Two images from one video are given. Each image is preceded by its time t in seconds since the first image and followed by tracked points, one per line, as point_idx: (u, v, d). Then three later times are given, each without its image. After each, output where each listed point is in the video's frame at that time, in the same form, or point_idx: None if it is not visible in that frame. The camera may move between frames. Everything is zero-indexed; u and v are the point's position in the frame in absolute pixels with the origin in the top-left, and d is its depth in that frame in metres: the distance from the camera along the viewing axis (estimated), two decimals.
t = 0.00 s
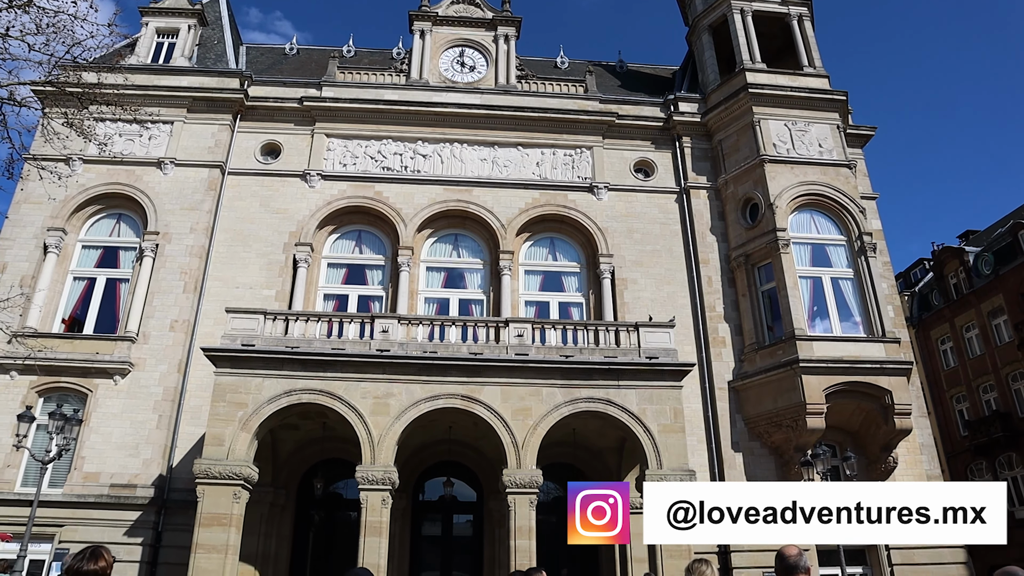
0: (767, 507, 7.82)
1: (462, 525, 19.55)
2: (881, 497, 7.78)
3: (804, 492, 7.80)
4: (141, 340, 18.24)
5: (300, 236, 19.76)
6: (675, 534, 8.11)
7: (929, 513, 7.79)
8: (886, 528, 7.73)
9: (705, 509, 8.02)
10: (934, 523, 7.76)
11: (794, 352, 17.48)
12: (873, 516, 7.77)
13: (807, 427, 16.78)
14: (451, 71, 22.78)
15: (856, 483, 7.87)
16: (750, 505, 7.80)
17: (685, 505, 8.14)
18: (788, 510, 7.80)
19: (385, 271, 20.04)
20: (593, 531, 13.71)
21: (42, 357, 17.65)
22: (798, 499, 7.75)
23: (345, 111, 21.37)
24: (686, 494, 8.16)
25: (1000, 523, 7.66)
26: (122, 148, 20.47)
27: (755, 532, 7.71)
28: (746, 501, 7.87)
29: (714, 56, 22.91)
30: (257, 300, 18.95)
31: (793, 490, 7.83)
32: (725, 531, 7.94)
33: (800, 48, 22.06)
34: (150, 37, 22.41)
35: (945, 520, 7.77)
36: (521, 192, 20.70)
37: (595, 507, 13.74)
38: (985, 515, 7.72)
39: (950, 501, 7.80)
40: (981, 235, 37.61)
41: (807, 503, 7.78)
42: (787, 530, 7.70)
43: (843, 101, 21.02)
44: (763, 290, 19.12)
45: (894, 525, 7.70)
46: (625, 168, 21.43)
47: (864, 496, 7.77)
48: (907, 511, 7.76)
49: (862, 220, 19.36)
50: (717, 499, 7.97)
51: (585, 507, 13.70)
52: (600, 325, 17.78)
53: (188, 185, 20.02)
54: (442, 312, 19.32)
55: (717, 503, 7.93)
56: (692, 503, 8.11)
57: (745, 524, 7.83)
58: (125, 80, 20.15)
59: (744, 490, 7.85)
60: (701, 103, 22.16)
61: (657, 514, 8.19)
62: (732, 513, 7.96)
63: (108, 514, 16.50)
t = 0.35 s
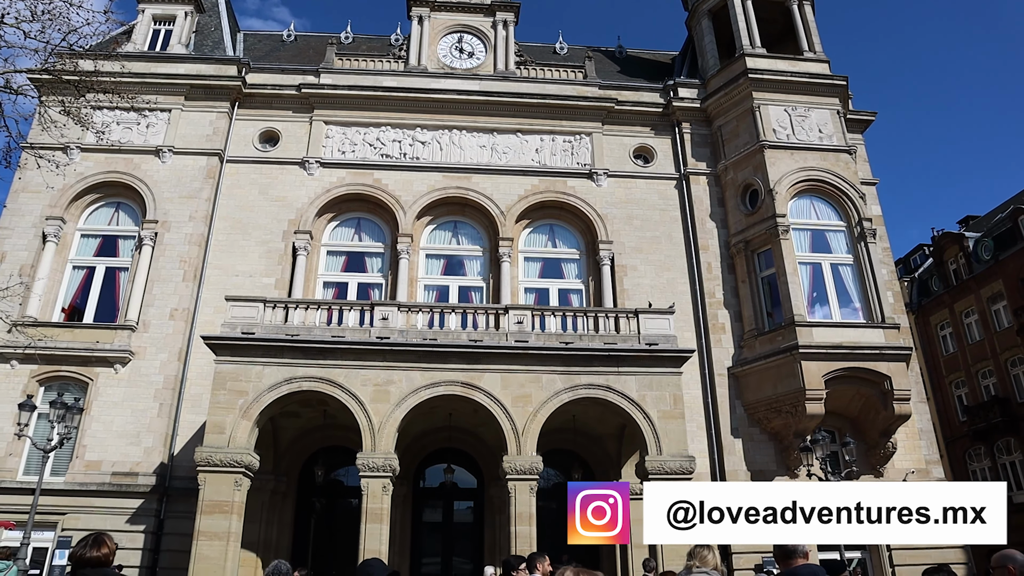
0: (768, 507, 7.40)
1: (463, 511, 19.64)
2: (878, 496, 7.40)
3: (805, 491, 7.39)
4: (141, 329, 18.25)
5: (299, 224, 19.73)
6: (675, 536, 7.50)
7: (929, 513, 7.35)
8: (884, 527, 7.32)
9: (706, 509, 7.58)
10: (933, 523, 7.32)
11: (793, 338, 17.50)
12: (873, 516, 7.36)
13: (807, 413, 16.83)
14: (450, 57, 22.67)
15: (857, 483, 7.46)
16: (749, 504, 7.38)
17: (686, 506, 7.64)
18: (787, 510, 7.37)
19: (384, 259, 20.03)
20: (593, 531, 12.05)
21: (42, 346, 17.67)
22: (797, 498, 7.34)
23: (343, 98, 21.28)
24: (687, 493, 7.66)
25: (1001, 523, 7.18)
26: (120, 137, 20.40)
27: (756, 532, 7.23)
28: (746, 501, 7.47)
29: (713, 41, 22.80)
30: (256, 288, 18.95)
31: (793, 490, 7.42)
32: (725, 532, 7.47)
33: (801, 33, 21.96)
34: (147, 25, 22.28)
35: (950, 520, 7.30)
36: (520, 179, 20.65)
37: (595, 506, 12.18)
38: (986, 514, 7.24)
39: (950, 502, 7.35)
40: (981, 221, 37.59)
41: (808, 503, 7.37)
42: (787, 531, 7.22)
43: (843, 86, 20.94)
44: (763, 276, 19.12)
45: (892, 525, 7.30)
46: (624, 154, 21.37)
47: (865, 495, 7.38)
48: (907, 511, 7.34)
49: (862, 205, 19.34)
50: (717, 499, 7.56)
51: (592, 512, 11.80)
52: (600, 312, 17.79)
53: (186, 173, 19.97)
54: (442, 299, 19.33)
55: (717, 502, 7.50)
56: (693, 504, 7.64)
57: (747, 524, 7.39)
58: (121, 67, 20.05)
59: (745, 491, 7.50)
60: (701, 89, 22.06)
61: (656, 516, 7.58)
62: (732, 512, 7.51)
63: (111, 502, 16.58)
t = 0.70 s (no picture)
0: (768, 506, 5.92)
1: (463, 501, 19.72)
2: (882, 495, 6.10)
3: (806, 489, 5.91)
4: (142, 318, 18.26)
5: (299, 214, 19.72)
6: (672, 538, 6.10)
7: (928, 513, 6.11)
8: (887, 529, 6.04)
9: (707, 508, 6.19)
10: (933, 524, 6.09)
11: (793, 329, 17.51)
12: (873, 516, 6.02)
13: (806, 403, 16.85)
14: (450, 46, 22.58)
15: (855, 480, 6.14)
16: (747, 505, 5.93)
17: (687, 504, 6.27)
18: (786, 510, 5.84)
19: (384, 249, 20.03)
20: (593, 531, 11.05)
21: (42, 336, 17.68)
22: (798, 497, 5.84)
23: (343, 88, 21.21)
24: (686, 491, 6.30)
25: (1002, 523, 5.99)
26: (120, 126, 20.35)
27: (754, 534, 5.74)
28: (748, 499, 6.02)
29: (715, 31, 22.72)
30: (257, 278, 18.96)
31: (792, 487, 5.94)
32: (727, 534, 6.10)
33: (802, 23, 21.89)
34: (146, 13, 22.18)
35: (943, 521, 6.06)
36: (521, 169, 20.62)
37: (595, 505, 11.19)
38: (987, 514, 6.04)
39: (953, 501, 6.13)
40: (982, 212, 37.56)
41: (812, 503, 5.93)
42: (791, 532, 5.63)
43: (845, 76, 20.87)
44: (763, 267, 19.12)
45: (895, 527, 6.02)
46: (625, 144, 21.32)
47: (866, 494, 6.06)
48: (907, 511, 6.09)
49: (863, 197, 19.32)
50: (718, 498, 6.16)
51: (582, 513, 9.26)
52: (600, 303, 17.79)
53: (186, 162, 19.94)
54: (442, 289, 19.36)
55: (718, 501, 6.11)
56: (695, 503, 6.26)
57: (746, 525, 5.91)
58: (120, 56, 19.97)
59: (744, 489, 6.05)
60: (702, 79, 22.00)
61: (652, 514, 6.20)
62: (732, 512, 6.10)
63: (112, 490, 16.63)
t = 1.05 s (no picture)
0: (766, 505, 5.24)
1: (462, 492, 19.77)
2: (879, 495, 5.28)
3: (805, 488, 5.26)
4: (141, 309, 18.26)
5: (299, 205, 19.69)
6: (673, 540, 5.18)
7: (928, 513, 5.30)
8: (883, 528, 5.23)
9: (706, 508, 5.31)
10: (934, 526, 5.27)
11: (792, 322, 17.52)
12: (874, 517, 5.24)
13: (805, 396, 16.88)
14: (451, 37, 22.50)
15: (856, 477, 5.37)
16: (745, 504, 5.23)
17: (685, 505, 5.35)
18: (786, 510, 5.26)
19: (384, 240, 20.02)
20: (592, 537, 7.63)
21: (42, 326, 17.68)
22: (799, 496, 5.20)
23: (342, 78, 21.15)
24: (682, 489, 5.41)
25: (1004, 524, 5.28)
26: (119, 116, 20.30)
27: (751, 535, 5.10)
28: (744, 499, 5.26)
29: (716, 22, 22.63)
30: (256, 269, 18.95)
31: (791, 486, 5.30)
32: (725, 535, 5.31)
33: (804, 15, 21.81)
34: (145, 2, 22.09)
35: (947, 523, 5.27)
36: (521, 160, 20.59)
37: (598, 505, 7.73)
38: (986, 514, 5.28)
39: (948, 500, 5.33)
40: (983, 205, 37.54)
41: (810, 502, 5.24)
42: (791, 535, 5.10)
43: (846, 69, 20.82)
44: (762, 260, 19.12)
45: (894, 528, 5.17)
46: (625, 136, 21.27)
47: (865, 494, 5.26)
48: (906, 511, 5.27)
49: (863, 190, 19.30)
50: (718, 498, 5.31)
51: (580, 504, 7.74)
52: (600, 295, 17.80)
53: (185, 153, 19.90)
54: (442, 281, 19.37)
55: (717, 501, 5.28)
56: (692, 503, 5.34)
57: (746, 528, 5.18)
58: (119, 45, 19.90)
59: (740, 487, 5.24)
60: (703, 71, 21.92)
61: (647, 513, 5.28)
62: (731, 512, 5.30)
63: (112, 480, 16.67)
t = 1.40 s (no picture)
0: (767, 503, 3.86)
1: (462, 484, 19.82)
2: (880, 491, 3.85)
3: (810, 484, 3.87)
4: (142, 302, 18.27)
5: (299, 197, 19.69)
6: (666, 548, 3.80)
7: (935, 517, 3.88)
8: (886, 535, 3.78)
9: (707, 507, 3.91)
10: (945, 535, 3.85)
11: (793, 313, 17.52)
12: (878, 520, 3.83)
13: (805, 387, 16.90)
14: (450, 28, 22.44)
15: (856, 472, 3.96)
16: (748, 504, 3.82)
17: (684, 502, 3.93)
18: (784, 511, 3.87)
19: (384, 232, 20.01)
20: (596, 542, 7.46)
21: (43, 320, 17.69)
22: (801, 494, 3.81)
23: (342, 71, 21.10)
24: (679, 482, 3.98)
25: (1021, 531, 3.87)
26: (118, 109, 20.27)
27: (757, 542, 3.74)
28: (742, 495, 3.87)
29: (716, 12, 22.55)
30: (256, 262, 18.94)
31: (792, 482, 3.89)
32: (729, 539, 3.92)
33: (805, 5, 21.73)
34: None
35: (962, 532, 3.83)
36: (521, 152, 20.56)
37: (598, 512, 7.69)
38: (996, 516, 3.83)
39: (951, 496, 3.84)
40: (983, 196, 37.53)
41: (810, 498, 3.84)
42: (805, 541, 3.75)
43: (847, 59, 20.76)
44: (762, 251, 19.11)
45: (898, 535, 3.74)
46: (625, 128, 21.23)
47: (867, 488, 3.83)
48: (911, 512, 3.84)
49: (864, 181, 19.27)
50: (718, 496, 3.91)
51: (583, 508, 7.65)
52: (600, 286, 17.80)
53: (185, 146, 19.88)
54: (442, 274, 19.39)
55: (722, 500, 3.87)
56: (692, 501, 3.93)
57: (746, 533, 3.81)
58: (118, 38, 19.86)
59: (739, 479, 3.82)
60: (703, 62, 21.86)
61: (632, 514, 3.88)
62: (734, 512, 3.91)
63: (113, 473, 16.71)
